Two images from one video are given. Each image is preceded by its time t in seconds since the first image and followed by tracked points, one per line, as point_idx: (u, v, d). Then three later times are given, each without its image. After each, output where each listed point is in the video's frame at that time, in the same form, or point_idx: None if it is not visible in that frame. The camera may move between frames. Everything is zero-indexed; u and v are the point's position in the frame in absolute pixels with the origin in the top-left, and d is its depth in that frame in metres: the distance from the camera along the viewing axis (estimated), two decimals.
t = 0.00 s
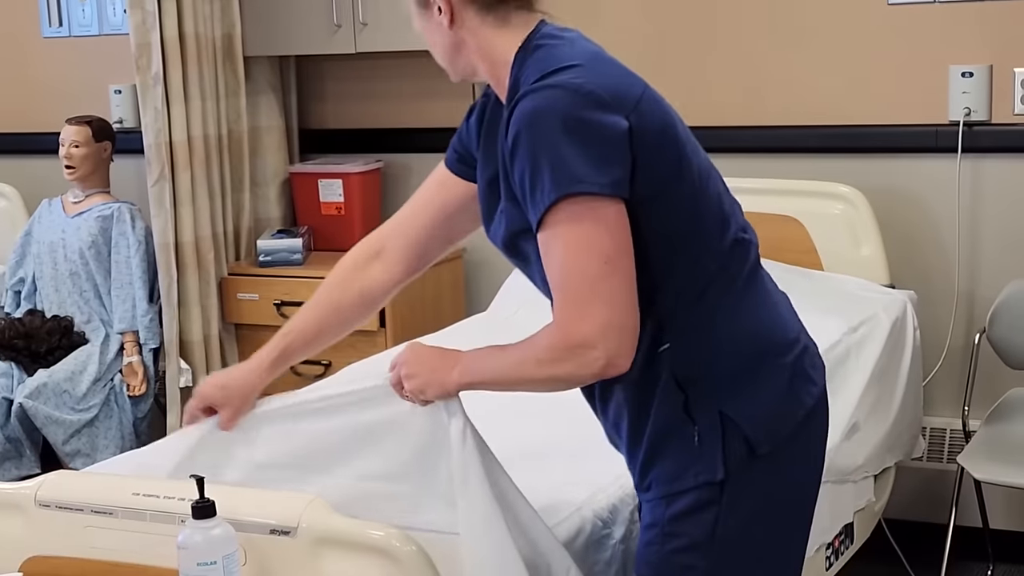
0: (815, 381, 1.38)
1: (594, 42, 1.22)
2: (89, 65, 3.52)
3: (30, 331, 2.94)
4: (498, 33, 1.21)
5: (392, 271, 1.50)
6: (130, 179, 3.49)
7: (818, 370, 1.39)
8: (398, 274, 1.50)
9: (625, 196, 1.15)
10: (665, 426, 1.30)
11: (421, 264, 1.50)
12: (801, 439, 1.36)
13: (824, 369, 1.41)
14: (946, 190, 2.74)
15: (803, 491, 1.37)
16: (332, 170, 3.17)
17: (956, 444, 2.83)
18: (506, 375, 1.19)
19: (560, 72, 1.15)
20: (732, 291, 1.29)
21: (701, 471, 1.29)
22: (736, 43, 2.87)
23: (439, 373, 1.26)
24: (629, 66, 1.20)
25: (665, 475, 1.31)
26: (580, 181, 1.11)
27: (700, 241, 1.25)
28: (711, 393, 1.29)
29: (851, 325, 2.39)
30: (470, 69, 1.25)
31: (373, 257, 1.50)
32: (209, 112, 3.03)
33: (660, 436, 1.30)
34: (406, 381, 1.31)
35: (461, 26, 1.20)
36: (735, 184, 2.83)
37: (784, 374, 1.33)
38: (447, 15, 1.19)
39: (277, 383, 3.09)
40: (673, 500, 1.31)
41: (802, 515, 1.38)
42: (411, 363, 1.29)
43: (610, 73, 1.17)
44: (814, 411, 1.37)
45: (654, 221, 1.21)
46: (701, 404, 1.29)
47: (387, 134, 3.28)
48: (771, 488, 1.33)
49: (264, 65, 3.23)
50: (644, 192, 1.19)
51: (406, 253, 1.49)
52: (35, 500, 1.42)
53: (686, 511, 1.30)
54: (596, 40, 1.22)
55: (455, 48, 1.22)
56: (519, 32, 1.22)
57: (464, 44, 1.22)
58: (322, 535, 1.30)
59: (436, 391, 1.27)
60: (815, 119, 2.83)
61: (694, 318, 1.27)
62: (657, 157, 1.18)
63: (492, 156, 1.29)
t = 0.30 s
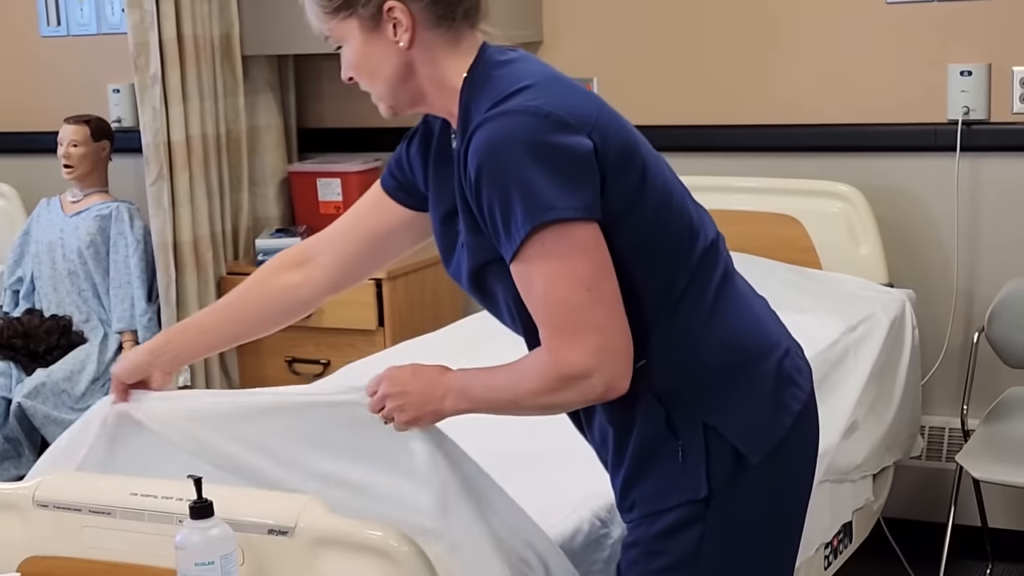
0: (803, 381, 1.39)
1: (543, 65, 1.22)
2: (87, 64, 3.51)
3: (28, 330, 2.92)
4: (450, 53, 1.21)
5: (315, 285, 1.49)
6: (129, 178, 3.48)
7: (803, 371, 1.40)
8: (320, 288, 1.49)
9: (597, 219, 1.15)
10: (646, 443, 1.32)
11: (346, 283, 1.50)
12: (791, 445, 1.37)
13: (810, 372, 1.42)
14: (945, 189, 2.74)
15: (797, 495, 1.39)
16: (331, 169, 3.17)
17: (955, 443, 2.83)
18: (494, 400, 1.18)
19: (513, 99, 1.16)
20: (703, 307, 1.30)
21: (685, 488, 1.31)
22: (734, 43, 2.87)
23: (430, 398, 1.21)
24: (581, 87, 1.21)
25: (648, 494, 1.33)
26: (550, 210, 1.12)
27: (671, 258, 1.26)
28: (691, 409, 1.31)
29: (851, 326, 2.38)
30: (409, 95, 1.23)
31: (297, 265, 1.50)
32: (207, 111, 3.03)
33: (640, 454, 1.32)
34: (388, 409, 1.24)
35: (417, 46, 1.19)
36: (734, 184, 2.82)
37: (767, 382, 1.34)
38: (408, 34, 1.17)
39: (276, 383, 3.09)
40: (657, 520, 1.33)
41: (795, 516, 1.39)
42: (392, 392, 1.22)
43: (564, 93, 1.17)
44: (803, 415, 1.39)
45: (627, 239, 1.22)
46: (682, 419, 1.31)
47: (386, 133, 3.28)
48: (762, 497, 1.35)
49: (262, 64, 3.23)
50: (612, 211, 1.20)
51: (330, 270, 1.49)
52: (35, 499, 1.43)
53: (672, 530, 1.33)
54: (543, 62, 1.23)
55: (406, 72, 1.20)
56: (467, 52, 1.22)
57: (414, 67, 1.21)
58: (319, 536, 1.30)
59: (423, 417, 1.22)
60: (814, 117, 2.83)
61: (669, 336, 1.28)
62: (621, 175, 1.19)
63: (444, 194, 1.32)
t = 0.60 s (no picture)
0: (801, 382, 1.41)
1: (518, 84, 1.24)
2: (89, 63, 3.51)
3: (30, 329, 2.92)
4: (417, 81, 1.22)
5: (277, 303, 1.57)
6: (131, 178, 3.48)
7: (799, 371, 1.41)
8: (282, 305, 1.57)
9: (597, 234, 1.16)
10: (653, 453, 1.32)
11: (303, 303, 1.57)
12: (795, 447, 1.38)
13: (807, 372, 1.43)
14: (947, 187, 2.73)
15: (801, 495, 1.40)
16: (334, 167, 3.17)
17: (959, 441, 2.83)
18: (511, 426, 1.17)
19: (496, 120, 1.17)
20: (700, 315, 1.30)
21: (692, 496, 1.31)
22: (737, 42, 2.87)
23: (442, 437, 1.20)
24: (562, 102, 1.22)
25: (654, 503, 1.33)
26: (549, 229, 1.12)
27: (664, 267, 1.27)
28: (698, 416, 1.31)
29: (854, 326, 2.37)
30: (378, 124, 1.24)
31: (261, 281, 1.57)
32: (210, 110, 3.03)
33: (646, 463, 1.32)
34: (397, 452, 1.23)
35: (383, 76, 1.20)
36: (736, 182, 2.82)
37: (769, 386, 1.35)
38: (372, 65, 1.18)
39: (278, 382, 3.09)
40: (664, 528, 1.33)
41: (799, 517, 1.40)
42: (399, 439, 1.22)
43: (546, 110, 1.19)
44: (806, 416, 1.40)
45: (621, 252, 1.23)
46: (689, 427, 1.31)
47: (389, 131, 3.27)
48: (767, 499, 1.36)
49: (264, 62, 3.23)
50: (607, 223, 1.21)
51: (293, 286, 1.56)
52: (36, 499, 1.45)
53: (680, 537, 1.33)
54: (515, 82, 1.24)
55: (374, 101, 1.22)
56: (434, 77, 1.23)
57: (383, 96, 1.22)
58: (322, 535, 1.31)
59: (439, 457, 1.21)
60: (816, 116, 2.83)
61: (668, 346, 1.29)
62: (613, 186, 1.20)
63: (421, 220, 1.36)
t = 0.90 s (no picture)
0: (808, 376, 1.40)
1: (508, 97, 1.24)
2: (97, 61, 3.52)
3: (39, 326, 2.92)
4: (405, 101, 1.23)
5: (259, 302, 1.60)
6: (139, 175, 3.49)
7: (807, 366, 1.41)
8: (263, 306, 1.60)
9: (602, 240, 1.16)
10: (665, 455, 1.32)
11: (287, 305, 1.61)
12: (807, 442, 1.38)
13: (812, 366, 1.43)
14: (956, 184, 2.73)
15: (811, 490, 1.40)
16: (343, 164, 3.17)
17: (967, 439, 2.83)
18: (526, 433, 1.18)
19: (490, 134, 1.18)
20: (705, 316, 1.30)
21: (704, 496, 1.32)
22: (744, 40, 2.87)
23: (448, 460, 1.22)
24: (553, 111, 1.22)
25: (666, 505, 1.34)
26: (554, 241, 1.13)
27: (665, 268, 1.27)
28: (709, 417, 1.31)
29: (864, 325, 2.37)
30: (367, 144, 1.26)
31: (240, 289, 1.61)
32: (218, 107, 3.03)
33: (658, 465, 1.32)
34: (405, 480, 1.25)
35: (370, 97, 1.21)
36: (743, 179, 2.82)
37: (778, 383, 1.35)
38: (358, 87, 1.20)
39: (287, 379, 3.09)
40: (675, 529, 1.33)
41: (810, 512, 1.41)
42: (408, 467, 1.23)
43: (539, 119, 1.19)
44: (815, 410, 1.40)
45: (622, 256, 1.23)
46: (700, 428, 1.31)
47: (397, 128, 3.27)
48: (779, 497, 1.36)
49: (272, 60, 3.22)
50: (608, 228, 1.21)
51: (271, 298, 1.60)
52: (47, 495, 1.50)
53: (691, 537, 1.33)
54: (503, 95, 1.25)
55: (361, 122, 1.23)
56: (422, 95, 1.24)
57: (371, 116, 1.23)
58: (332, 531, 1.35)
59: (450, 479, 1.23)
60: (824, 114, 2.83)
61: (675, 348, 1.29)
62: (613, 190, 1.21)
63: (413, 238, 1.38)
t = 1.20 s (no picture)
0: (824, 371, 1.40)
1: (507, 106, 1.24)
2: (113, 59, 3.53)
3: (57, 323, 2.93)
4: (406, 117, 1.23)
5: (268, 312, 1.63)
6: (156, 172, 3.50)
7: (822, 361, 1.41)
8: (272, 315, 1.63)
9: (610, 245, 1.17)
10: (683, 456, 1.31)
11: (294, 313, 1.64)
12: (823, 438, 1.38)
13: (826, 360, 1.43)
14: (972, 181, 2.73)
15: (827, 486, 1.40)
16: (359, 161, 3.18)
17: (983, 436, 2.84)
18: (542, 433, 1.19)
19: (493, 146, 1.18)
20: (719, 316, 1.30)
21: (722, 494, 1.32)
22: (760, 37, 2.87)
23: (464, 451, 1.22)
24: (554, 119, 1.23)
25: (682, 505, 1.33)
26: (564, 252, 1.14)
27: (677, 268, 1.27)
28: (726, 415, 1.31)
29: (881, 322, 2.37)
30: (371, 160, 1.27)
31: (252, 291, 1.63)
32: (236, 104, 3.03)
33: (675, 466, 1.32)
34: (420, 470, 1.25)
35: (370, 115, 1.22)
36: (758, 175, 2.82)
37: (794, 379, 1.35)
38: (357, 106, 1.21)
39: (303, 376, 3.10)
40: (692, 529, 1.33)
41: (826, 508, 1.41)
42: (422, 458, 1.23)
43: (540, 129, 1.19)
44: (832, 405, 1.40)
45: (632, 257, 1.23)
46: (717, 428, 1.31)
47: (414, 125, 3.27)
48: (797, 494, 1.36)
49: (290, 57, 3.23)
50: (618, 230, 1.21)
51: (284, 298, 1.63)
52: (69, 491, 1.51)
53: (708, 536, 1.33)
54: (502, 104, 1.25)
55: (363, 139, 1.24)
56: (423, 109, 1.24)
57: (373, 133, 1.24)
58: (353, 526, 1.37)
59: (465, 472, 1.23)
60: (840, 111, 2.83)
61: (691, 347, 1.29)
62: (618, 192, 1.21)
63: (418, 250, 1.38)
